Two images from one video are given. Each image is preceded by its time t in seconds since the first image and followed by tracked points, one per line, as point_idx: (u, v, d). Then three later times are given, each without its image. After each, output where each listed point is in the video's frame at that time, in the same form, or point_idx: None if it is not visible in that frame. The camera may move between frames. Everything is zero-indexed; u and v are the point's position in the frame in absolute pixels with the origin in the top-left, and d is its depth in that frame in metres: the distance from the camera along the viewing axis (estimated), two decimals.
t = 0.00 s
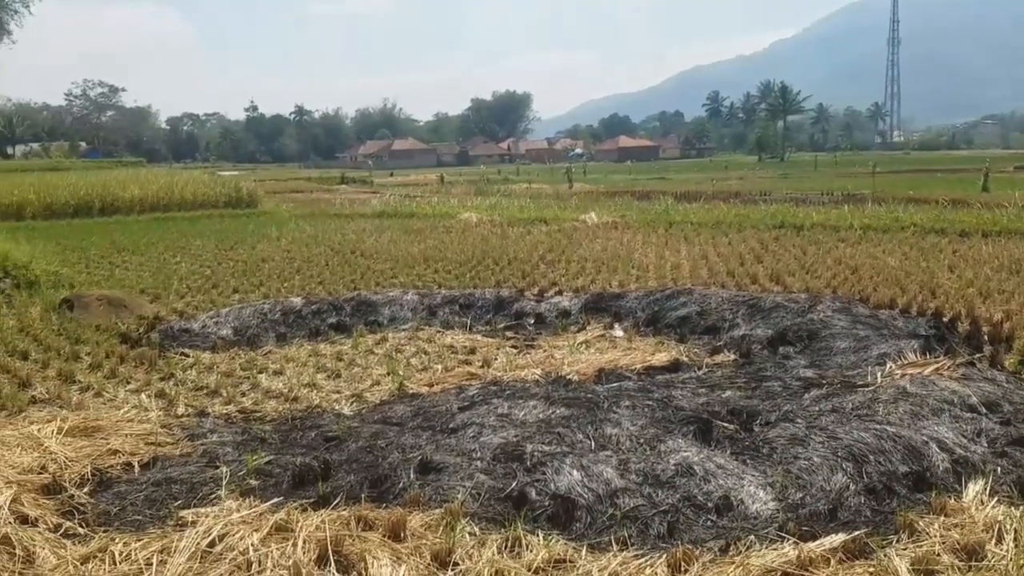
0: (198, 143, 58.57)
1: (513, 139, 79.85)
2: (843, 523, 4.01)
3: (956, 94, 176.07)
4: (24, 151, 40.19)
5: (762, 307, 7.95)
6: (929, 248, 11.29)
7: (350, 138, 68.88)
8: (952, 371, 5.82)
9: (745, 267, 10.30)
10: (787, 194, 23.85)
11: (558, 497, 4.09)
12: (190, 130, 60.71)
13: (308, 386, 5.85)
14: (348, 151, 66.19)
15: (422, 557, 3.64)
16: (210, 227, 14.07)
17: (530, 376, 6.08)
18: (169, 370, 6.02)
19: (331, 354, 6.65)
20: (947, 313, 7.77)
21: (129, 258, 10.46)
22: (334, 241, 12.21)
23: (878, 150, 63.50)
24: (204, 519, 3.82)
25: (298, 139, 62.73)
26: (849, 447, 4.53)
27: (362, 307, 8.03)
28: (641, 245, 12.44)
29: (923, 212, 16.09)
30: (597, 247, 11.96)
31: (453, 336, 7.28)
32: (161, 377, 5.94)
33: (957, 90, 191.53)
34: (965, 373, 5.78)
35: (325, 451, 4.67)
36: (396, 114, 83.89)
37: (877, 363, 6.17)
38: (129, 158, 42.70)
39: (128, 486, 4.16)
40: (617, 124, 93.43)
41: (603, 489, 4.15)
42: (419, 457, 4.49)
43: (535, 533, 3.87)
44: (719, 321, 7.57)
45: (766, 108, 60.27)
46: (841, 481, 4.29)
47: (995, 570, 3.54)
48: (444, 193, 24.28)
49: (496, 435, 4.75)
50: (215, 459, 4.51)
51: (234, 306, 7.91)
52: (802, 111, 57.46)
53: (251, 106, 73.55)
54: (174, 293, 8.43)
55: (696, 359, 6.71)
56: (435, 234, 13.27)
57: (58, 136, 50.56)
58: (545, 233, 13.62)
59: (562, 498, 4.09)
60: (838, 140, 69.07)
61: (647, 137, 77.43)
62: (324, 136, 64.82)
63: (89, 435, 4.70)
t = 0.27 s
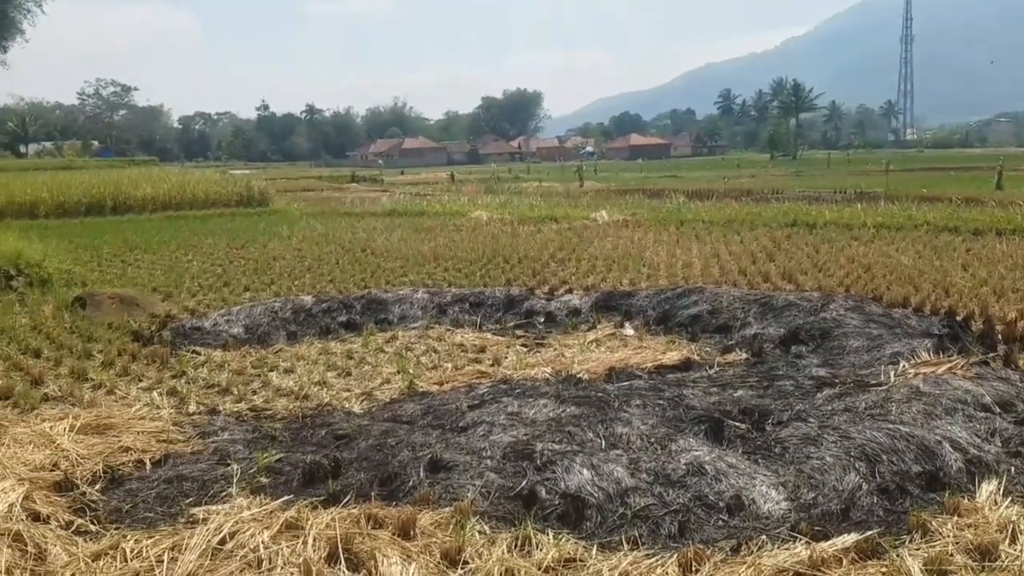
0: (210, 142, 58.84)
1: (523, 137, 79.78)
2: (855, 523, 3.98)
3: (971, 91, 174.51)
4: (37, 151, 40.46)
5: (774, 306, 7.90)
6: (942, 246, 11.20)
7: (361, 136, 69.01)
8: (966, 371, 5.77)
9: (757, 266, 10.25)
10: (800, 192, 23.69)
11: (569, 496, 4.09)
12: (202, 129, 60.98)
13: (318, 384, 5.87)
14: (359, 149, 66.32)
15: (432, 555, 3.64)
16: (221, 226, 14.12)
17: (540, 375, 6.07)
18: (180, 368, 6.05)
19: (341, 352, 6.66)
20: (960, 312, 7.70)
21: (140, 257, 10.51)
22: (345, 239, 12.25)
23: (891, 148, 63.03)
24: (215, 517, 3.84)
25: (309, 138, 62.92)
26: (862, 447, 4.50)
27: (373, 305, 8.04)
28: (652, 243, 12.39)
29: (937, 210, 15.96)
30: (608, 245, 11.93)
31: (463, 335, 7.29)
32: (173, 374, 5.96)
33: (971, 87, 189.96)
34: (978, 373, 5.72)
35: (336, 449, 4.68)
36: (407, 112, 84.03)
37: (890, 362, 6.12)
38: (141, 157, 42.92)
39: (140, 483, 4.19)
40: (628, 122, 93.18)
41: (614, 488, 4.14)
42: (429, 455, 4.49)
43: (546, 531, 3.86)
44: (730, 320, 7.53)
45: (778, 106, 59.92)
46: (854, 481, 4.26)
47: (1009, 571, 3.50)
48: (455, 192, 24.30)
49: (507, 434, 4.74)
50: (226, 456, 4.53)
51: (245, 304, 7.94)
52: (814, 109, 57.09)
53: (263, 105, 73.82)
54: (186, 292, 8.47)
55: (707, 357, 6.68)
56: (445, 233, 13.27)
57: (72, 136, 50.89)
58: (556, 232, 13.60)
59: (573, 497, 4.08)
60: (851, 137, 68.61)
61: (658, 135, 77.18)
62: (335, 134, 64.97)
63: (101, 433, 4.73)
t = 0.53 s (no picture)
0: (222, 141, 59.11)
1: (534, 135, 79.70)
2: (868, 523, 3.95)
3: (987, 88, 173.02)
4: (52, 150, 40.74)
5: (786, 304, 7.85)
6: (956, 244, 11.10)
7: (372, 135, 69.13)
8: (980, 370, 5.71)
9: (770, 264, 10.20)
10: (812, 190, 23.54)
11: (579, 495, 4.07)
12: (214, 128, 61.25)
13: (329, 382, 5.87)
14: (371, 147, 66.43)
15: (443, 554, 3.64)
16: (232, 225, 14.17)
17: (551, 373, 6.06)
18: (192, 366, 6.08)
19: (352, 350, 6.67)
20: (975, 311, 7.63)
21: (152, 255, 10.56)
22: (356, 237, 12.27)
23: (905, 145, 62.54)
24: (226, 514, 3.85)
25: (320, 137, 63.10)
26: (875, 446, 4.46)
27: (383, 304, 8.05)
28: (664, 241, 12.35)
29: (951, 208, 15.81)
30: (619, 244, 11.89)
31: (473, 333, 7.28)
32: (185, 372, 5.99)
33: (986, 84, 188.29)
34: (993, 372, 5.66)
35: (347, 447, 4.68)
36: (418, 111, 84.12)
37: (903, 361, 6.06)
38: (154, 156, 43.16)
39: (151, 481, 4.20)
40: (640, 120, 92.93)
41: (624, 487, 4.12)
42: (440, 454, 4.49)
43: (556, 531, 3.85)
44: (742, 319, 7.49)
45: (791, 103, 59.57)
46: (866, 480, 4.22)
47: None
48: (466, 190, 24.32)
49: (517, 432, 4.73)
50: (237, 454, 4.54)
51: (257, 302, 7.96)
52: (827, 106, 56.72)
53: (275, 104, 74.09)
54: (197, 290, 8.50)
55: (719, 356, 6.64)
56: (456, 231, 13.27)
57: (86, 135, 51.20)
58: (567, 230, 13.57)
59: (583, 496, 4.06)
60: (864, 135, 68.15)
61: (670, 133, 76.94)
62: (346, 133, 65.12)
63: (113, 431, 4.76)
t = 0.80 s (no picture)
0: (235, 139, 59.36)
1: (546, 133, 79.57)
2: (881, 523, 3.91)
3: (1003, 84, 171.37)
4: (66, 148, 41.06)
5: (799, 303, 7.79)
6: (971, 243, 10.99)
7: (383, 133, 69.23)
8: (995, 370, 5.64)
9: (782, 262, 10.13)
10: (825, 188, 23.38)
11: (590, 494, 4.05)
12: (226, 126, 61.52)
13: (339, 380, 5.88)
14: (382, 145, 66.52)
15: (453, 552, 3.63)
16: (243, 223, 14.21)
17: (562, 372, 6.04)
18: (203, 364, 6.10)
19: (362, 348, 6.68)
20: (990, 310, 7.55)
21: (165, 253, 10.61)
22: (367, 236, 12.28)
23: (919, 143, 62.02)
24: (237, 512, 3.86)
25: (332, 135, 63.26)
26: (888, 446, 4.42)
27: (394, 302, 8.05)
28: (676, 239, 12.30)
29: (966, 206, 15.66)
30: (631, 242, 11.85)
31: (484, 331, 7.27)
32: (196, 370, 6.01)
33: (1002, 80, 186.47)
34: (1008, 372, 5.60)
35: (357, 445, 4.68)
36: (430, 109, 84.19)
37: (917, 360, 6.00)
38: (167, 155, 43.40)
39: (163, 479, 4.22)
40: (651, 117, 92.65)
41: (636, 487, 4.10)
42: (450, 452, 4.48)
43: (567, 530, 3.84)
44: (755, 318, 7.44)
45: (804, 101, 59.19)
46: (880, 481, 4.18)
47: None
48: (477, 188, 24.31)
49: (528, 431, 4.71)
50: (248, 452, 4.55)
51: (268, 300, 7.98)
52: (841, 104, 56.31)
53: (286, 103, 74.33)
54: (209, 288, 8.53)
55: (731, 355, 6.60)
56: (467, 229, 13.26)
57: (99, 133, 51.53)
58: (578, 228, 13.54)
59: (594, 496, 4.04)
60: (878, 132, 67.62)
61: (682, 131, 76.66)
62: (358, 131, 65.26)
63: (125, 428, 4.78)
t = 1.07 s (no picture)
0: (247, 138, 59.61)
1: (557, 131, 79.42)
2: (895, 523, 3.87)
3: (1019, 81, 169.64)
4: (79, 146, 41.36)
5: (812, 302, 7.73)
6: (986, 241, 10.88)
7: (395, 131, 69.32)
8: (1011, 369, 5.57)
9: (796, 261, 10.06)
10: (839, 186, 23.20)
11: (601, 494, 4.03)
12: (238, 125, 61.77)
13: (350, 379, 5.88)
14: (393, 143, 66.60)
15: (464, 551, 3.62)
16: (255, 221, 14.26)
17: (573, 371, 6.01)
18: (215, 362, 6.11)
19: (373, 346, 6.67)
20: (1006, 310, 7.46)
21: (177, 251, 10.66)
22: (378, 234, 12.28)
23: (934, 141, 61.48)
24: (248, 510, 3.86)
25: (344, 133, 63.39)
26: (901, 446, 4.37)
27: (405, 300, 8.04)
28: (688, 238, 12.23)
29: (981, 205, 15.50)
30: (642, 240, 11.80)
31: (495, 330, 7.26)
32: (208, 368, 6.03)
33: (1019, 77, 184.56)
34: None
35: (368, 443, 4.68)
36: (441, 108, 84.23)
37: (931, 360, 5.94)
38: (180, 153, 43.62)
39: (174, 476, 4.23)
40: (663, 115, 92.32)
41: (647, 486, 4.07)
42: (461, 451, 4.46)
43: (578, 529, 3.81)
44: (768, 316, 7.39)
45: (818, 98, 58.77)
46: (893, 481, 4.14)
47: None
48: (488, 186, 24.28)
49: (539, 430, 4.69)
50: (259, 450, 4.55)
51: (279, 299, 8.00)
52: (855, 101, 55.87)
53: (298, 102, 74.56)
54: (221, 286, 8.56)
55: (744, 354, 6.55)
56: (478, 228, 13.24)
57: (113, 130, 51.87)
58: (590, 226, 13.49)
59: (606, 495, 4.02)
60: (892, 130, 67.06)
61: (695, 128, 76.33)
62: (369, 130, 65.37)
63: (137, 426, 4.80)
